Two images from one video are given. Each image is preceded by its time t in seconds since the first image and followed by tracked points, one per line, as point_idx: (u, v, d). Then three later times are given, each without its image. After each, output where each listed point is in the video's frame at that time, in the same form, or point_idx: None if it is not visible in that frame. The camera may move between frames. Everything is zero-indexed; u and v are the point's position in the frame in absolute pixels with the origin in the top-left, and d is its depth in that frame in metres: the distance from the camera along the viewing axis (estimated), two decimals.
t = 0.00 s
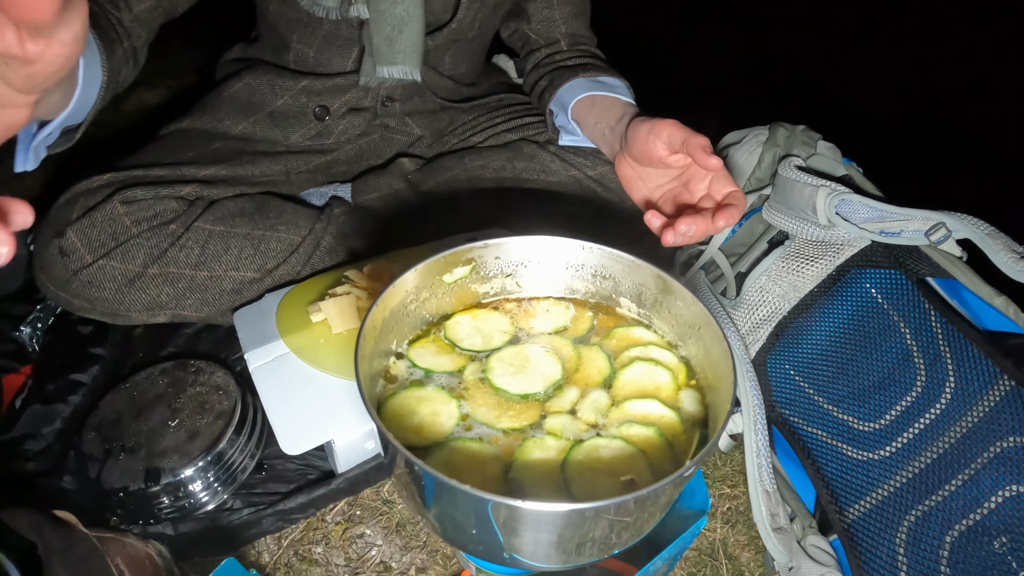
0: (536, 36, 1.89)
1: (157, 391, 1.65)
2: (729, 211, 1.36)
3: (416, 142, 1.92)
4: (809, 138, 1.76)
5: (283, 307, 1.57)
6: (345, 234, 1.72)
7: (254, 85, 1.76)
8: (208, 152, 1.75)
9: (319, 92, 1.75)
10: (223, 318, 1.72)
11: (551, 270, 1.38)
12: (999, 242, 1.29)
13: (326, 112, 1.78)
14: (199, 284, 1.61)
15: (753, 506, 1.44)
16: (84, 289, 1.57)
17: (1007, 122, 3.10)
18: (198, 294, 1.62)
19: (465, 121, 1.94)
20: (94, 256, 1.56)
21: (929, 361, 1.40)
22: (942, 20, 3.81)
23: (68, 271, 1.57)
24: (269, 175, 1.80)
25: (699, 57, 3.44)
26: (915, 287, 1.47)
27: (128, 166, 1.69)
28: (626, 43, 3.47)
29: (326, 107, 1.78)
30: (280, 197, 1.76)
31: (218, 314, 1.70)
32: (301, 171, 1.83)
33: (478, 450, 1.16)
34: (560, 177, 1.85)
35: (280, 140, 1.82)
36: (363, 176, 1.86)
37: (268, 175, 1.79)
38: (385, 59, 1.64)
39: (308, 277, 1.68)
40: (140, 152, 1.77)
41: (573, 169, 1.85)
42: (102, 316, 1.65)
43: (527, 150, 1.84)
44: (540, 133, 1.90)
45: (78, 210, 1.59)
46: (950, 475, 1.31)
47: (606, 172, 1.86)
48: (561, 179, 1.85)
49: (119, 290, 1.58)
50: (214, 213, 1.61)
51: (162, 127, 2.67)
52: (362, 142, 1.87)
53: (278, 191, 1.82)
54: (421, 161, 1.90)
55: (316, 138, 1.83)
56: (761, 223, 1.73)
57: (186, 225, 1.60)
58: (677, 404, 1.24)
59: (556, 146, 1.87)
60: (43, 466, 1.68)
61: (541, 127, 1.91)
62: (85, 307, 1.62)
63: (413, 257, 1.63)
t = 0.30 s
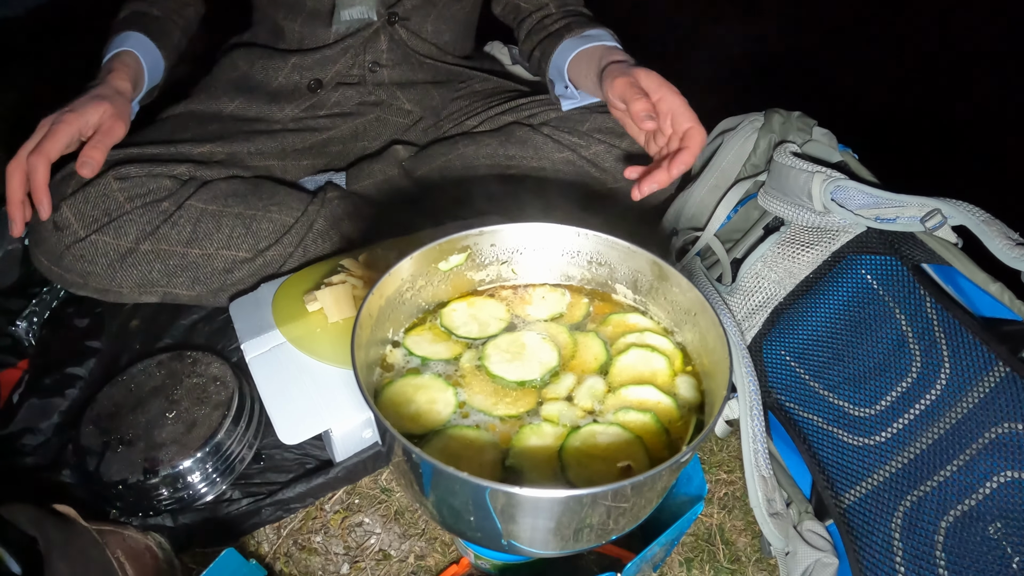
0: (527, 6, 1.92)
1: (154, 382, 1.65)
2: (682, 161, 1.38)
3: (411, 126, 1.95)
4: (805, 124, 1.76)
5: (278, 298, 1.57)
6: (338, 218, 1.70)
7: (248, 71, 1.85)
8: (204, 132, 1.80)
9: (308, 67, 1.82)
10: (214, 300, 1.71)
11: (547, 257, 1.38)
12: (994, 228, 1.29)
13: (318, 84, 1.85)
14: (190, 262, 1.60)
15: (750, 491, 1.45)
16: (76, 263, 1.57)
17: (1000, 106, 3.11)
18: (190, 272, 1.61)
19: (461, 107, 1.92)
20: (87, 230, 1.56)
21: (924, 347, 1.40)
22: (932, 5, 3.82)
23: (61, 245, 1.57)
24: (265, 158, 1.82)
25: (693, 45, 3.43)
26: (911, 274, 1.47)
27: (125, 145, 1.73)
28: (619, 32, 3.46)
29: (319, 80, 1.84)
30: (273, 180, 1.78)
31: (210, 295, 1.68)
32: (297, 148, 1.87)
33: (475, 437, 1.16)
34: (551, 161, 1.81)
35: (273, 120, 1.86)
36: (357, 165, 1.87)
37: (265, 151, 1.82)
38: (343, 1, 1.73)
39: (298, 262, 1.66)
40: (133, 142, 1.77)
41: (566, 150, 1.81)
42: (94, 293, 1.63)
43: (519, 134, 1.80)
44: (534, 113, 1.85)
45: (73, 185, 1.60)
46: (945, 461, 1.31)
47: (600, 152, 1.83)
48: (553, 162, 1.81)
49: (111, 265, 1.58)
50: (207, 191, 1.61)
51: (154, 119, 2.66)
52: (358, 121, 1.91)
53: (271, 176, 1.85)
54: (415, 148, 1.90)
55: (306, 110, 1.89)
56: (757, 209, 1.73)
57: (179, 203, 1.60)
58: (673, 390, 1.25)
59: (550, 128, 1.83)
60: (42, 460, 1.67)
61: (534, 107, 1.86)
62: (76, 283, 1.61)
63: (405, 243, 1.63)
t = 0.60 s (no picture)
0: None
1: (153, 378, 1.64)
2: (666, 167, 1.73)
3: (407, 119, 1.95)
4: (803, 117, 1.75)
5: (277, 292, 1.58)
6: (336, 211, 1.68)
7: (243, 59, 1.88)
8: (199, 126, 1.80)
9: (303, 46, 1.86)
10: (213, 292, 1.71)
11: (544, 250, 1.38)
12: (993, 221, 1.27)
13: (313, 61, 1.88)
14: (189, 256, 1.59)
15: (748, 484, 1.45)
16: (75, 259, 1.57)
17: (995, 97, 3.12)
18: (188, 266, 1.61)
19: (457, 101, 1.93)
20: (86, 227, 1.56)
21: (922, 339, 1.41)
22: None
23: (60, 243, 1.57)
24: (262, 153, 1.82)
25: (691, 38, 3.42)
26: (908, 266, 1.47)
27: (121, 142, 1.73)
28: (615, 25, 3.46)
29: (314, 58, 1.88)
30: (270, 174, 1.77)
31: (209, 288, 1.69)
32: (293, 139, 1.87)
33: (474, 430, 1.16)
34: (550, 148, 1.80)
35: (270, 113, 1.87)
36: (355, 159, 1.86)
37: (261, 144, 1.82)
38: None
39: (296, 256, 1.66)
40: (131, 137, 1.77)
41: (564, 138, 1.79)
42: (94, 288, 1.64)
43: (516, 124, 1.78)
44: (530, 104, 1.83)
45: (70, 184, 1.59)
46: (942, 453, 1.31)
47: (599, 139, 1.81)
48: (554, 152, 1.79)
49: (110, 260, 1.58)
50: (205, 185, 1.61)
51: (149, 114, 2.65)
52: (354, 111, 1.90)
53: (269, 169, 1.84)
54: (412, 142, 1.90)
55: (301, 95, 1.90)
56: (754, 202, 1.75)
57: (176, 196, 1.59)
58: (671, 382, 1.25)
59: (547, 118, 1.81)
60: (41, 457, 1.67)
61: (530, 99, 1.85)
62: (76, 278, 1.62)
63: (405, 241, 1.64)
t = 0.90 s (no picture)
0: None
1: (153, 377, 1.64)
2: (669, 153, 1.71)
3: (407, 119, 1.93)
4: (802, 114, 1.76)
5: (276, 290, 1.58)
6: (335, 209, 1.68)
7: (240, 56, 1.91)
8: (198, 124, 1.81)
9: (297, 40, 1.89)
10: (212, 291, 1.71)
11: (543, 248, 1.38)
12: (992, 219, 1.27)
13: (309, 55, 1.92)
14: (187, 255, 1.59)
15: (748, 482, 1.45)
16: (74, 258, 1.57)
17: (993, 94, 3.12)
18: (187, 265, 1.61)
19: (455, 98, 1.93)
20: (83, 226, 1.56)
21: (921, 337, 1.41)
22: None
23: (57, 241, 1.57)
24: (260, 152, 1.82)
25: (689, 36, 3.42)
26: (908, 265, 1.48)
27: (118, 142, 1.73)
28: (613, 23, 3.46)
29: (310, 52, 1.92)
30: (269, 172, 1.77)
31: (208, 287, 1.69)
32: (291, 137, 1.87)
33: (473, 428, 1.16)
34: (550, 144, 1.78)
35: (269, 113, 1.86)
36: (353, 157, 1.86)
37: (259, 142, 1.81)
38: None
39: (296, 254, 1.66)
40: (129, 136, 1.77)
41: (564, 135, 1.77)
42: (93, 287, 1.64)
43: (515, 122, 1.77)
44: (529, 101, 1.83)
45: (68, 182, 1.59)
46: (942, 450, 1.31)
47: (598, 137, 1.79)
48: (553, 149, 1.78)
49: (108, 258, 1.57)
50: (204, 183, 1.61)
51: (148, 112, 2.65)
52: (350, 108, 1.90)
53: (268, 168, 1.84)
54: (411, 139, 1.90)
55: (296, 90, 1.91)
56: (753, 199, 1.74)
57: (173, 195, 1.59)
58: (670, 380, 1.25)
59: (546, 115, 1.80)
60: (41, 456, 1.67)
61: (528, 96, 1.84)
62: (75, 278, 1.62)
63: (404, 239, 1.64)
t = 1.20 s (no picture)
0: None
1: (152, 377, 1.64)
2: (671, 155, 1.71)
3: (407, 119, 1.93)
4: (801, 114, 1.75)
5: (276, 290, 1.58)
6: (335, 209, 1.68)
7: (240, 57, 1.92)
8: (198, 123, 1.81)
9: (296, 40, 1.90)
10: (211, 291, 1.71)
11: (543, 247, 1.38)
12: (992, 219, 1.26)
13: (308, 55, 1.92)
14: (187, 254, 1.59)
15: (747, 481, 1.45)
16: (72, 256, 1.57)
17: (993, 93, 3.12)
18: (187, 264, 1.60)
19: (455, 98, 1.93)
20: (82, 225, 1.56)
21: (921, 337, 1.41)
22: None
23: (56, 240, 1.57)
24: (260, 152, 1.81)
25: (690, 36, 3.42)
26: (909, 265, 1.48)
27: (118, 140, 1.74)
28: (613, 24, 3.47)
29: (308, 51, 1.92)
30: (268, 171, 1.77)
31: (207, 286, 1.68)
32: (291, 137, 1.86)
33: (473, 428, 1.16)
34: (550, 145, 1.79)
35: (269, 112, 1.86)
36: (353, 156, 1.86)
37: (258, 141, 1.81)
38: None
39: (295, 253, 1.66)
40: (129, 135, 1.77)
41: (564, 136, 1.78)
42: (92, 285, 1.64)
43: (515, 122, 1.77)
44: (528, 102, 1.82)
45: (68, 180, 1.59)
46: (941, 450, 1.31)
47: (598, 138, 1.79)
48: (553, 149, 1.78)
49: (107, 257, 1.57)
50: (203, 182, 1.61)
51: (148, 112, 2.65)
52: (350, 107, 1.90)
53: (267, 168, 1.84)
54: (411, 139, 1.90)
55: (295, 91, 1.91)
56: (753, 199, 1.74)
57: (173, 194, 1.59)
58: (670, 380, 1.25)
59: (546, 116, 1.80)
60: (41, 455, 1.67)
61: (528, 97, 1.84)
62: (74, 277, 1.62)
63: (404, 239, 1.64)
